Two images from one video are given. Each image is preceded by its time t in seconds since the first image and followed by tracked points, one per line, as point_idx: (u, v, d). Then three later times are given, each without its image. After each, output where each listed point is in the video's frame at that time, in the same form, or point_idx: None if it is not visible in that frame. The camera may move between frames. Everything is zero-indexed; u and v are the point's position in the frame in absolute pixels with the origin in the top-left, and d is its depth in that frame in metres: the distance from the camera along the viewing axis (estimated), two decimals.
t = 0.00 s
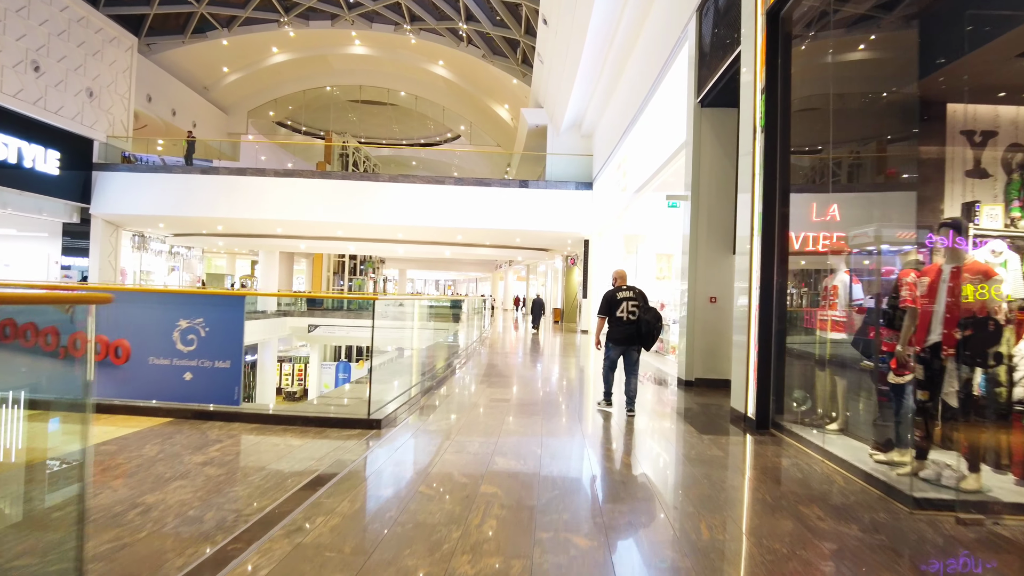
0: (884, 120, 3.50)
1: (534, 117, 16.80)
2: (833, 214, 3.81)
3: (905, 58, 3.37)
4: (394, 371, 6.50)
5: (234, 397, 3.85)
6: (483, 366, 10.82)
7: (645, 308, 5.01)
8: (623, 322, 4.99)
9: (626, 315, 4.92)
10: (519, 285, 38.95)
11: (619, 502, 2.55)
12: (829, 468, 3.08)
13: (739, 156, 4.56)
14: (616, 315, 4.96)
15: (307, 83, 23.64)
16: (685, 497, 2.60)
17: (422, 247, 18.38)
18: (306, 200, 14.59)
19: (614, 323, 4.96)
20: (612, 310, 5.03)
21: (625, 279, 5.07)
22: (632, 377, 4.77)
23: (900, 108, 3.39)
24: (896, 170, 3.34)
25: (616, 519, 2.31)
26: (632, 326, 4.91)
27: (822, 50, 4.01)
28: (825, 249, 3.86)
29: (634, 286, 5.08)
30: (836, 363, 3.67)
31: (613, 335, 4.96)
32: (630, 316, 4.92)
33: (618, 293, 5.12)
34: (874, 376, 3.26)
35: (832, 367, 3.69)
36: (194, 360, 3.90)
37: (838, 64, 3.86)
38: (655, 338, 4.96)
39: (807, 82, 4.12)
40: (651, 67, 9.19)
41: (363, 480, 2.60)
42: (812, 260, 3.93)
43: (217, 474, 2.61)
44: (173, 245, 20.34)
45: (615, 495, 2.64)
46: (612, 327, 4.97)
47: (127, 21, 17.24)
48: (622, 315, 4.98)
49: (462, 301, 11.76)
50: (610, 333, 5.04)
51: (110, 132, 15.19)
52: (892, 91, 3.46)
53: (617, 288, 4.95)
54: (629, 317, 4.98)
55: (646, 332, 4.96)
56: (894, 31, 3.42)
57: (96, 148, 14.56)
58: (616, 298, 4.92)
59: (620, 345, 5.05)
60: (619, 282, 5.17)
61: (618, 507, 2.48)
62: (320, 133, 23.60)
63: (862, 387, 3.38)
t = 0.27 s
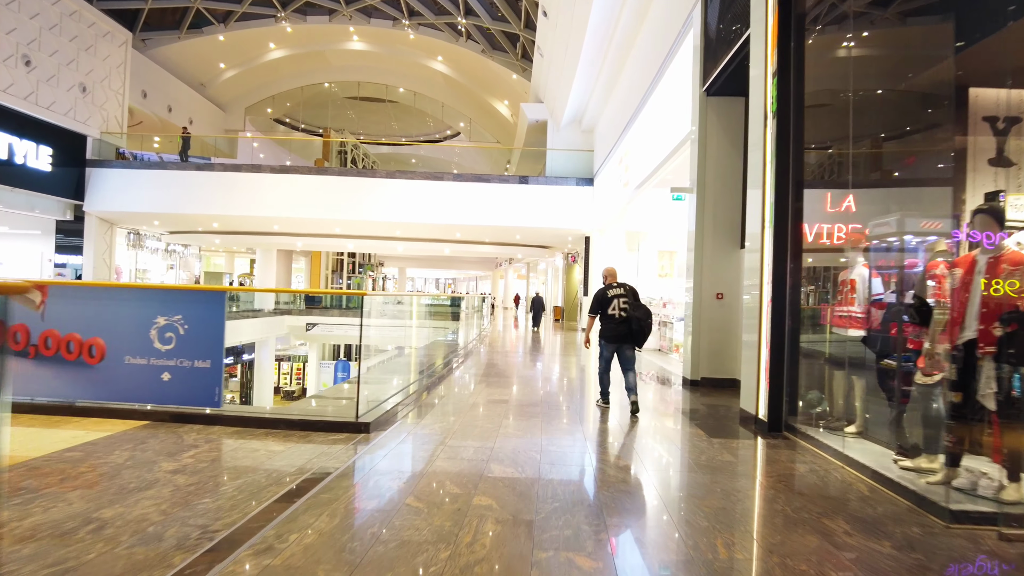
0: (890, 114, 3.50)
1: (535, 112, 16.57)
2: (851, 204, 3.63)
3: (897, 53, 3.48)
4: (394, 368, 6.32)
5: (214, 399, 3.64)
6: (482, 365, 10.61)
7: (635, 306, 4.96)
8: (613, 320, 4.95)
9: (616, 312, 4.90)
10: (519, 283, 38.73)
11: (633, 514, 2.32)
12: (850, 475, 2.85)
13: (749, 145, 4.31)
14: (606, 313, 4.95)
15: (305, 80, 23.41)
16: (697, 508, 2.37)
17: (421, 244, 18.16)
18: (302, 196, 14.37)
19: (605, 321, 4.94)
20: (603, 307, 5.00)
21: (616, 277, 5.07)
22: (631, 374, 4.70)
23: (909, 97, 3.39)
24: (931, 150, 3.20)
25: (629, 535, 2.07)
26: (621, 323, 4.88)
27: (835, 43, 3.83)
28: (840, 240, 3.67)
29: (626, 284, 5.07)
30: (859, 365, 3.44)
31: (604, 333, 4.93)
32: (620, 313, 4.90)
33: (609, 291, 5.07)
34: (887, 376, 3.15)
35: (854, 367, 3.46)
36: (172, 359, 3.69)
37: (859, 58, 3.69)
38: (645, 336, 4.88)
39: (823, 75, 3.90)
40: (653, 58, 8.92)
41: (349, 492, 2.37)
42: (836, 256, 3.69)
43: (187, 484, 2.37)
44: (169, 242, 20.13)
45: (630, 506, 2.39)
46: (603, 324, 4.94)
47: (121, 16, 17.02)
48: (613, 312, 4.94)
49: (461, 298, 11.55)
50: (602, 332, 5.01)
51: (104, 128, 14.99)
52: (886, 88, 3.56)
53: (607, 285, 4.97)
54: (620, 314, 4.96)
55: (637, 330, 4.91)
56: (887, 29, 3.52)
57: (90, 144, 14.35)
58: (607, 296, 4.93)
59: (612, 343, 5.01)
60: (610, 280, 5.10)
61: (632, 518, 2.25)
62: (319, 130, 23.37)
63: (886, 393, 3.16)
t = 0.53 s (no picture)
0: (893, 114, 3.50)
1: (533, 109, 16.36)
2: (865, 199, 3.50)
3: (893, 53, 3.53)
4: (390, 370, 6.15)
5: (189, 407, 3.45)
6: (479, 365, 10.40)
7: (624, 306, 4.94)
8: (604, 319, 4.97)
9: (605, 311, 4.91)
10: (517, 283, 38.50)
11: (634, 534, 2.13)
12: (869, 491, 2.63)
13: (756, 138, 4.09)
14: (597, 311, 4.98)
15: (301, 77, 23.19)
16: (709, 532, 2.15)
17: (417, 243, 17.93)
18: (297, 194, 14.14)
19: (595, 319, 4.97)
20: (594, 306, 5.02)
21: (609, 276, 5.08)
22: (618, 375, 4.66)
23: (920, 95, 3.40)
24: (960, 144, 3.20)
25: (635, 563, 1.87)
26: (610, 322, 4.90)
27: (842, 40, 3.65)
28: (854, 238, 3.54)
29: (619, 283, 5.07)
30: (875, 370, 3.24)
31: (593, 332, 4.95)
32: (610, 312, 4.91)
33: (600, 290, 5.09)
34: (910, 382, 3.05)
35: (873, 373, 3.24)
36: (144, 366, 3.51)
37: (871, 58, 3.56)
38: (634, 337, 4.86)
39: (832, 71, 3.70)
40: (654, 52, 8.69)
41: (331, 516, 2.15)
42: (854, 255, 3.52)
43: (146, 505, 2.15)
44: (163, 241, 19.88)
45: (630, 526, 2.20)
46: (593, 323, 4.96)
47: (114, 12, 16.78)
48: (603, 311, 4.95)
49: (459, 297, 11.34)
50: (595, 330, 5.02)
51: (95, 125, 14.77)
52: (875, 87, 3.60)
53: (598, 283, 4.99)
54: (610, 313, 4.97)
55: (625, 330, 4.89)
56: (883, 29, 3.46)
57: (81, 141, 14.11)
58: (597, 294, 4.96)
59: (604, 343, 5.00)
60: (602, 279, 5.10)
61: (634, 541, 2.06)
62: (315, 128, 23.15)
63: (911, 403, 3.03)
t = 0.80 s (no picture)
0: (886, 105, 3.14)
1: (526, 97, 16.09)
2: (873, 181, 3.19)
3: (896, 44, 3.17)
4: (382, 363, 5.98)
5: (155, 406, 3.25)
6: (472, 356, 10.23)
7: (614, 299, 4.78)
8: (594, 311, 4.79)
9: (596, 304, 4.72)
10: (512, 274, 38.37)
11: (632, 538, 1.96)
12: (884, 493, 2.44)
13: (759, 117, 3.89)
14: (586, 304, 4.78)
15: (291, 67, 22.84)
16: (711, 539, 1.97)
17: (410, 234, 17.71)
18: (285, 185, 13.89)
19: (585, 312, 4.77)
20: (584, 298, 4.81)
21: (598, 267, 4.89)
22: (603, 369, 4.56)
23: (905, 86, 3.06)
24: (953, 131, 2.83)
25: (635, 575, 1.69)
26: (600, 315, 4.70)
27: (844, 27, 3.43)
28: (860, 222, 3.26)
29: (609, 276, 4.88)
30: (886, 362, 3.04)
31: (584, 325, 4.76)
32: (600, 305, 4.73)
33: (589, 281, 4.89)
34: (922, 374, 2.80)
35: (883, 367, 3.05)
36: (108, 361, 3.30)
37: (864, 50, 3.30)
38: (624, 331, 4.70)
39: (835, 58, 3.47)
40: (649, 36, 8.48)
41: (297, 529, 1.92)
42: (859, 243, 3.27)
43: (93, 516, 1.94)
44: (150, 234, 19.60)
45: (626, 529, 2.02)
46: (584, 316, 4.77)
47: None
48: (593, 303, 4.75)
49: (451, 289, 11.15)
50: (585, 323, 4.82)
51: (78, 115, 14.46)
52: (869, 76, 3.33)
53: (588, 275, 4.79)
54: (600, 306, 4.79)
55: (616, 324, 4.72)
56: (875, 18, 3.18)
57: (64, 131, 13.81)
58: (587, 286, 4.76)
59: (594, 335, 4.82)
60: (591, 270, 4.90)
61: (633, 549, 1.87)
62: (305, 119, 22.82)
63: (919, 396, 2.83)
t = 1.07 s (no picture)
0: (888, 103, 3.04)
1: (519, 94, 15.88)
2: (885, 174, 3.02)
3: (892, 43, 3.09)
4: (375, 365, 5.80)
5: (116, 420, 3.03)
6: (464, 358, 10.01)
7: (606, 295, 4.70)
8: (584, 310, 4.67)
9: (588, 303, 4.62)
10: (505, 274, 38.13)
11: (629, 554, 1.87)
12: (907, 514, 2.23)
13: (762, 109, 3.68)
14: (577, 303, 4.64)
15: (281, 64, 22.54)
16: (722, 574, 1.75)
17: (402, 234, 17.46)
18: (274, 184, 13.62)
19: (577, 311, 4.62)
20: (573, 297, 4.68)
21: (585, 265, 4.76)
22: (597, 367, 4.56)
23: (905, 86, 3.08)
24: (946, 126, 2.77)
25: None
26: (595, 313, 4.60)
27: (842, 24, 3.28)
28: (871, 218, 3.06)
29: (596, 272, 4.77)
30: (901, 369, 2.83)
31: (578, 326, 4.64)
32: (592, 303, 4.62)
33: (578, 279, 4.74)
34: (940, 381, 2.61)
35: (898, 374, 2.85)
36: (62, 372, 3.07)
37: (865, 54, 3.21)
38: (617, 327, 4.65)
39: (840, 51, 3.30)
40: (643, 30, 8.29)
41: (253, 568, 1.69)
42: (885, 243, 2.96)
43: (20, 555, 1.71)
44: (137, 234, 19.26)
45: (625, 549, 1.90)
46: (576, 315, 4.65)
47: None
48: (585, 302, 4.65)
49: (443, 289, 10.92)
50: (571, 323, 4.69)
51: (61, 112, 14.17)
52: (871, 73, 3.24)
53: (578, 273, 4.65)
54: (590, 304, 4.68)
55: (609, 321, 4.66)
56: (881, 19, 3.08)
57: (46, 129, 13.50)
58: (579, 284, 4.62)
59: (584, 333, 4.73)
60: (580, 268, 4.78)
61: None
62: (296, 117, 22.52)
63: (944, 408, 2.59)
